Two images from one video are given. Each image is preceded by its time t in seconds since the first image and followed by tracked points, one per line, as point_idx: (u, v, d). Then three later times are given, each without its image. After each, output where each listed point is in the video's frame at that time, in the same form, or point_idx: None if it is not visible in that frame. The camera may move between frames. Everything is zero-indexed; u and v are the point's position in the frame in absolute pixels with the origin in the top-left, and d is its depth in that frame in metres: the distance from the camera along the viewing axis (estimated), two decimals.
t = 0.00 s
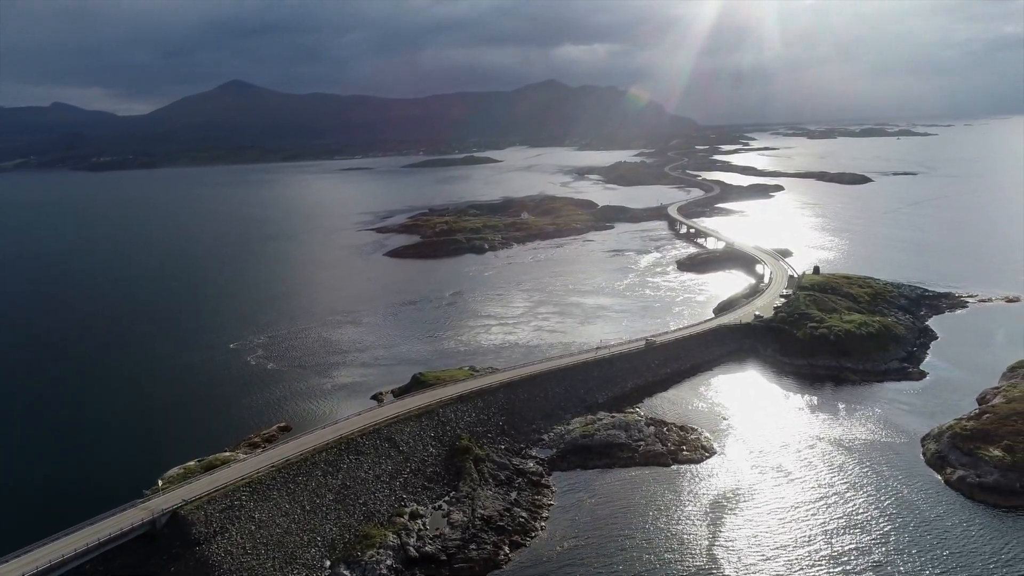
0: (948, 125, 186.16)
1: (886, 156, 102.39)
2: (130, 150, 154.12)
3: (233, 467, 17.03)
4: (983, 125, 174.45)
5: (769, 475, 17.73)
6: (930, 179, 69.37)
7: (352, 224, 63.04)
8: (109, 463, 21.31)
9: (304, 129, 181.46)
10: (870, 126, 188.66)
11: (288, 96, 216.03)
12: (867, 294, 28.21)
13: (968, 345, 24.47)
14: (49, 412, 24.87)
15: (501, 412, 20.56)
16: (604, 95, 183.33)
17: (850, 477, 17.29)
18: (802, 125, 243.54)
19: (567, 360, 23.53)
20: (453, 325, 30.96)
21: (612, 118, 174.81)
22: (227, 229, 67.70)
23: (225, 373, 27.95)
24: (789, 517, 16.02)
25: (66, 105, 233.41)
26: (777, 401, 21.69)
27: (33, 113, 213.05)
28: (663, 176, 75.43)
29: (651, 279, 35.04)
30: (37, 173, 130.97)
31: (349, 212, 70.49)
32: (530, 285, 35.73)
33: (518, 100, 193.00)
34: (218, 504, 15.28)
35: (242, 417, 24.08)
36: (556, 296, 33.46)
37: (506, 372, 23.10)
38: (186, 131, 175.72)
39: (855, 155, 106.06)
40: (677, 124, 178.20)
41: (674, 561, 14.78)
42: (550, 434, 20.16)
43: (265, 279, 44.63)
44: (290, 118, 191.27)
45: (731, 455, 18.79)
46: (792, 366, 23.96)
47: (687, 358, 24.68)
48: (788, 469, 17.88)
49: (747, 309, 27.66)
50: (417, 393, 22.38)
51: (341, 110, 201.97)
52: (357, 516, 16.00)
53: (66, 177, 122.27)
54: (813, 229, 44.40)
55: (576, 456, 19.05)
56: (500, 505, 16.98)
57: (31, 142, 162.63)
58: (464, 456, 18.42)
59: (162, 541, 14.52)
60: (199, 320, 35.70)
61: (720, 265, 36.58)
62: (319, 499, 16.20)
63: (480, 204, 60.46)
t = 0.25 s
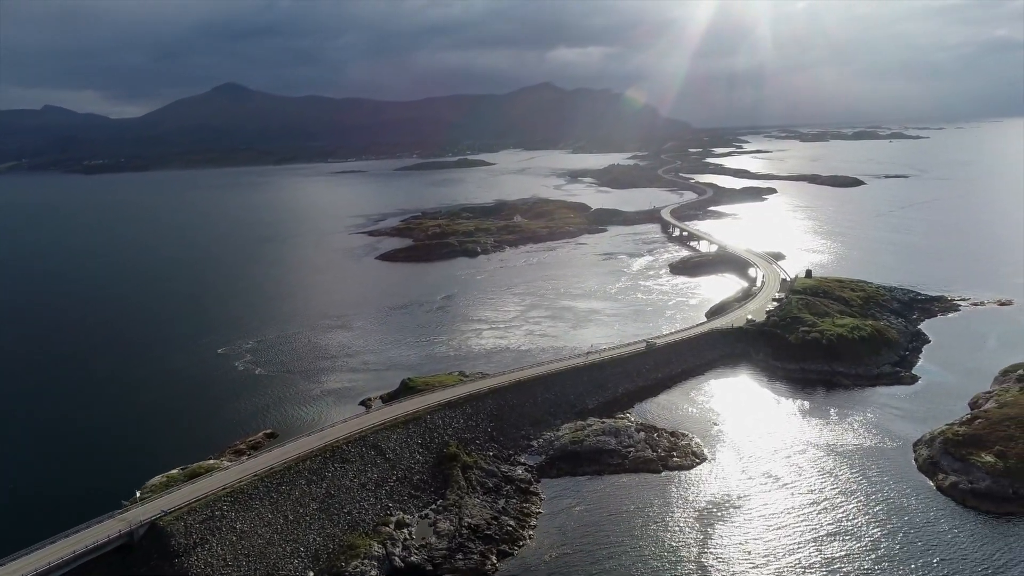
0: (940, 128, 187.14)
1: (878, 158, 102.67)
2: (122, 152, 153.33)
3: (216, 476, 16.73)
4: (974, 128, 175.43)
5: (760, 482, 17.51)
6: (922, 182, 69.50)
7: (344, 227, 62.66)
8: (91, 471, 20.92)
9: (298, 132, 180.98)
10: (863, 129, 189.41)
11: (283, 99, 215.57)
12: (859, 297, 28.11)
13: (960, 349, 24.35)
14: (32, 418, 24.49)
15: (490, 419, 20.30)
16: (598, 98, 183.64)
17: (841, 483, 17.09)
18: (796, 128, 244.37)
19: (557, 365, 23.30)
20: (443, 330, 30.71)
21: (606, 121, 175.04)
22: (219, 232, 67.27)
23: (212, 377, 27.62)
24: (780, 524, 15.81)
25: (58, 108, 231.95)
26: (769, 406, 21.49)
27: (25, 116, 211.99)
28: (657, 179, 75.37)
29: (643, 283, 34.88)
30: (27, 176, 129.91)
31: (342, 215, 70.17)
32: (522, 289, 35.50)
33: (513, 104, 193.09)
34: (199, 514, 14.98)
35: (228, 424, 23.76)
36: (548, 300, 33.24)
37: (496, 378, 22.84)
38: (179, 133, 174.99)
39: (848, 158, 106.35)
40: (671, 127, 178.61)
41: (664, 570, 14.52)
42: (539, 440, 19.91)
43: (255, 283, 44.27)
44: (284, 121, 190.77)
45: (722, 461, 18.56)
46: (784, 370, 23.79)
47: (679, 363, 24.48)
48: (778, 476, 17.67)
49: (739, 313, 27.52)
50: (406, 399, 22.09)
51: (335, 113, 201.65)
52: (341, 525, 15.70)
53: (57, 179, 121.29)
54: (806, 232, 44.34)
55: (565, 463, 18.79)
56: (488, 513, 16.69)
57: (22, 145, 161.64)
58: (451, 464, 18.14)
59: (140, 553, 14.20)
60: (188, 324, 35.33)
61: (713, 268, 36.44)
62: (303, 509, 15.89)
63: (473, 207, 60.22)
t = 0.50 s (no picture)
0: (934, 131, 187.96)
1: (872, 161, 102.93)
2: (116, 155, 152.69)
3: (200, 484, 16.45)
4: (966, 131, 176.42)
5: (752, 488, 17.33)
6: (915, 184, 69.70)
7: (337, 230, 62.35)
8: (74, 479, 20.57)
9: (292, 134, 180.62)
10: (857, 131, 190.17)
11: (277, 101, 215.18)
12: (853, 300, 28.01)
13: (953, 352, 24.26)
14: (18, 425, 24.18)
15: (481, 424, 20.07)
16: (593, 101, 183.92)
17: (834, 489, 16.93)
18: (790, 130, 245.21)
19: (548, 370, 23.09)
20: (435, 334, 30.48)
21: (601, 123, 175.23)
22: (211, 235, 66.87)
23: (201, 383, 27.32)
24: (772, 531, 15.62)
25: (51, 110, 230.78)
26: (762, 411, 21.32)
27: (18, 119, 211.04)
28: (651, 182, 75.34)
29: (636, 286, 34.73)
30: (19, 178, 129.06)
31: (335, 218, 69.90)
32: (514, 292, 35.30)
33: (508, 106, 193.17)
34: (181, 523, 14.71)
35: (216, 429, 23.48)
36: (541, 304, 33.06)
37: (487, 382, 22.61)
38: (173, 136, 174.37)
39: (842, 160, 106.59)
40: (666, 129, 178.99)
41: None
42: (530, 446, 19.68)
43: (247, 286, 43.92)
44: (278, 124, 190.34)
45: (714, 466, 18.38)
46: (777, 374, 23.65)
47: (671, 366, 24.31)
48: (770, 482, 17.50)
49: (732, 316, 27.38)
50: (396, 404, 21.84)
51: (330, 116, 201.36)
52: (327, 534, 15.44)
53: (49, 182, 120.60)
54: (799, 235, 44.29)
55: (556, 469, 18.55)
56: (477, 521, 16.44)
57: (15, 148, 160.72)
58: (440, 471, 17.90)
59: (121, 564, 13.92)
60: (178, 327, 35.01)
61: (706, 271, 36.34)
62: (288, 517, 15.64)
63: (467, 209, 60.03)
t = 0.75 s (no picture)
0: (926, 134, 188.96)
1: (864, 164, 103.25)
2: (108, 158, 151.82)
3: (181, 493, 16.17)
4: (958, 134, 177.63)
5: (742, 494, 17.13)
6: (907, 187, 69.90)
7: (329, 233, 62.02)
8: (56, 488, 20.21)
9: (286, 137, 180.12)
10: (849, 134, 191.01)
11: (271, 104, 214.61)
12: (844, 304, 27.90)
13: (945, 355, 24.17)
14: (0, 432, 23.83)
15: (469, 431, 19.81)
16: (587, 104, 184.17)
17: (824, 495, 16.74)
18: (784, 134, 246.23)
19: (538, 375, 22.85)
20: (425, 338, 30.21)
21: (596, 126, 175.41)
22: (202, 238, 66.42)
23: (187, 388, 26.99)
24: (762, 538, 15.41)
25: (43, 112, 229.65)
26: (753, 416, 21.14)
27: (10, 121, 209.79)
28: (644, 184, 75.29)
29: (628, 289, 34.55)
30: (9, 181, 128.16)
31: (327, 221, 69.55)
32: (506, 296, 35.08)
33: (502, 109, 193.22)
34: (160, 535, 14.41)
35: (201, 436, 23.15)
36: (532, 307, 32.84)
37: (476, 387, 22.36)
38: (166, 139, 173.55)
39: (835, 163, 106.92)
40: (660, 132, 179.35)
41: None
42: (519, 452, 19.43)
43: (237, 289, 43.57)
44: (272, 127, 189.75)
45: (705, 473, 18.17)
46: (768, 378, 23.48)
47: (662, 371, 24.12)
48: (761, 488, 17.30)
49: (724, 320, 27.22)
50: (383, 410, 21.56)
51: (324, 119, 200.98)
52: (310, 544, 15.14)
53: (40, 185, 119.74)
54: (792, 237, 44.24)
55: (545, 475, 18.28)
56: (463, 529, 16.14)
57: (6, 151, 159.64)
58: (427, 479, 17.61)
59: None
60: (166, 331, 34.63)
61: (698, 274, 36.21)
62: (270, 527, 15.34)
63: (459, 212, 59.78)
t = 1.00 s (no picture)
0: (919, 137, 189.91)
1: (858, 166, 103.46)
2: (101, 161, 151.01)
3: (164, 502, 15.89)
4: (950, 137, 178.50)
5: (734, 500, 16.95)
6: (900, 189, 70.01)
7: (322, 236, 61.72)
8: (41, 496, 19.90)
9: (280, 140, 179.64)
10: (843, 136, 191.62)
11: (266, 107, 214.05)
12: (837, 307, 27.80)
13: (938, 359, 24.08)
14: None
15: (459, 437, 19.57)
16: (582, 106, 184.31)
17: (817, 501, 16.57)
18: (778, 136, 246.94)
19: (529, 379, 22.64)
20: (417, 342, 29.97)
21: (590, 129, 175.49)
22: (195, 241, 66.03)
23: (176, 393, 26.71)
24: (753, 544, 15.23)
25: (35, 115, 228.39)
26: (745, 420, 20.98)
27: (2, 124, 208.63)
28: (638, 187, 75.23)
29: (621, 292, 34.38)
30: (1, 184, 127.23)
31: (321, 223, 69.25)
32: (498, 299, 34.86)
33: (497, 112, 193.21)
34: (141, 544, 14.15)
35: (189, 442, 22.85)
36: (524, 311, 32.64)
37: (466, 392, 22.13)
38: (160, 141, 172.85)
39: (828, 166, 107.16)
40: (654, 135, 179.58)
41: None
42: (509, 458, 19.19)
43: (228, 292, 43.26)
44: (266, 129, 189.23)
45: (696, 478, 17.98)
46: (760, 382, 23.33)
47: (654, 375, 23.95)
48: (753, 494, 17.14)
49: (717, 323, 27.07)
50: (373, 415, 21.30)
51: (319, 121, 200.59)
52: (294, 553, 14.88)
53: (32, 188, 118.97)
54: (785, 240, 44.18)
55: (535, 482, 18.04)
56: (452, 537, 15.86)
57: None
58: (415, 486, 17.35)
59: None
60: (155, 335, 34.32)
61: (692, 277, 36.08)
62: (255, 536, 15.09)
63: (453, 215, 59.57)
